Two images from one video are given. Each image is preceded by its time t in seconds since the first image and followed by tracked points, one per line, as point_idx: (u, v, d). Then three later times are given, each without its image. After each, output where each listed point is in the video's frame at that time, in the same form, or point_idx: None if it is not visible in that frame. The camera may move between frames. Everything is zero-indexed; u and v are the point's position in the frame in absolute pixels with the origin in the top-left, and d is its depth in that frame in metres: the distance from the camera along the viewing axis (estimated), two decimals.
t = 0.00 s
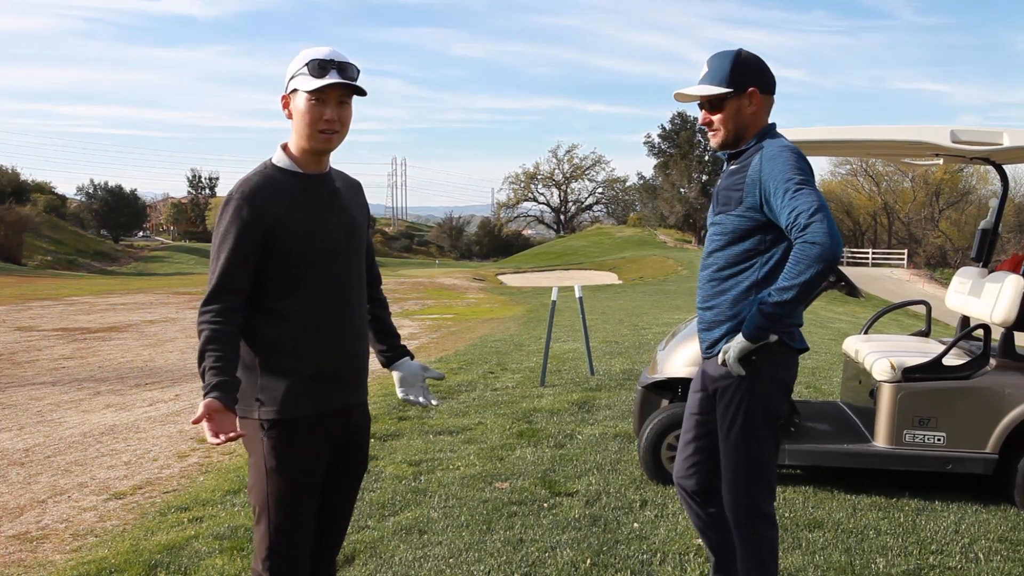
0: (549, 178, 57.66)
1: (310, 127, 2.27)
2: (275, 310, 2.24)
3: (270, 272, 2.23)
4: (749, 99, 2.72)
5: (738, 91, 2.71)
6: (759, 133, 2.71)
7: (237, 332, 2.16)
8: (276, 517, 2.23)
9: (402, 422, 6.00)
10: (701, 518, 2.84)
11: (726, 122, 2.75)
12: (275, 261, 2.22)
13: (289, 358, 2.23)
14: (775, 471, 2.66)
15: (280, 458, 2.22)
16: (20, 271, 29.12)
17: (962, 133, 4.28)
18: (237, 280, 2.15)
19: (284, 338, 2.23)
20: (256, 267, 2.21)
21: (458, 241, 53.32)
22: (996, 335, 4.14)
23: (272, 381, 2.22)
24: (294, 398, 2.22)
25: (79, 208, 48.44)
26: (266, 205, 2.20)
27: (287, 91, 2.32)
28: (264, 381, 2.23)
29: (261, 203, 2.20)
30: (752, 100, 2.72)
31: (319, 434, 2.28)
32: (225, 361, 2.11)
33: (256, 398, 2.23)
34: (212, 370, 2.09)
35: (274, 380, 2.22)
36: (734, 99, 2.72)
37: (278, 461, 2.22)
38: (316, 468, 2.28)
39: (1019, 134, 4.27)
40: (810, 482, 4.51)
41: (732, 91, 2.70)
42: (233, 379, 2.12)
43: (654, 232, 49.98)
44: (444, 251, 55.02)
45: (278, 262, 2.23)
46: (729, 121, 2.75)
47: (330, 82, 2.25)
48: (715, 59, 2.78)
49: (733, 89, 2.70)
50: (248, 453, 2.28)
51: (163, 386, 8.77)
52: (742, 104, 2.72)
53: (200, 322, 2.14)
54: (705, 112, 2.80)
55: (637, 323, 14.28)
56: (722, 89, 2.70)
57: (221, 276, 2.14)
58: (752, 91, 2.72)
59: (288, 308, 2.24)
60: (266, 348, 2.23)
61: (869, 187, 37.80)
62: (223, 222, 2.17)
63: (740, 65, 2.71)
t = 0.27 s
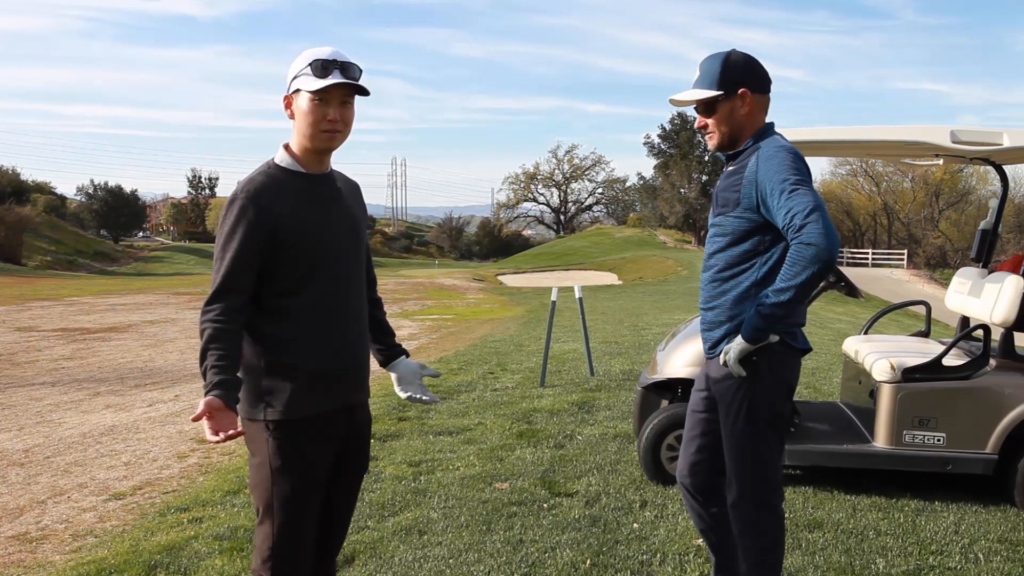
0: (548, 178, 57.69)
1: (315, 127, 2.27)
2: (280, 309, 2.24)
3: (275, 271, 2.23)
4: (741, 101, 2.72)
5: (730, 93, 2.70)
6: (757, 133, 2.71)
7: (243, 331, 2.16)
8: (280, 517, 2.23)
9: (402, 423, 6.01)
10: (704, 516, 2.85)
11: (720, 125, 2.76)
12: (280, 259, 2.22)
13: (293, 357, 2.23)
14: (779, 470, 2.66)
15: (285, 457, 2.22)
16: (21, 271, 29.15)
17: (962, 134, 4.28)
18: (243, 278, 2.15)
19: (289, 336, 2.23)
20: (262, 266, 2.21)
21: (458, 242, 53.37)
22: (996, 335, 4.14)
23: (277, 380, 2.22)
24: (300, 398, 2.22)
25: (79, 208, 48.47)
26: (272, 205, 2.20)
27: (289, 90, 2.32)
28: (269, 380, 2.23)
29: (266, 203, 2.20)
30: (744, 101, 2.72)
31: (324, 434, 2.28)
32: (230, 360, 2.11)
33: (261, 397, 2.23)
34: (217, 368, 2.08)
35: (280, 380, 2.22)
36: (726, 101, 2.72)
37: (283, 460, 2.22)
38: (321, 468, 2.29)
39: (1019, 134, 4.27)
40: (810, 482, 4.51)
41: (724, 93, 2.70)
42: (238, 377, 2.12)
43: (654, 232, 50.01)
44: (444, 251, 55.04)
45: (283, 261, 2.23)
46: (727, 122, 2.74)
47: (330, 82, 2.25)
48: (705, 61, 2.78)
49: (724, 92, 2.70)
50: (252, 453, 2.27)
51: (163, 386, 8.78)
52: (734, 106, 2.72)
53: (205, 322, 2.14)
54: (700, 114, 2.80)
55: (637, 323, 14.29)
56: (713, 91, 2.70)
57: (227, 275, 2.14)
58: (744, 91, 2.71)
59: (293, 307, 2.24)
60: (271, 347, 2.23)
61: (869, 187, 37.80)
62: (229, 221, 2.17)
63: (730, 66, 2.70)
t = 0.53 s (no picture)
0: (548, 178, 57.66)
1: (317, 126, 2.27)
2: (282, 308, 2.24)
3: (277, 271, 2.23)
4: (735, 103, 2.72)
5: (724, 96, 2.72)
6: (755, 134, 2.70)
7: (245, 330, 2.16)
8: (282, 517, 2.23)
9: (402, 422, 6.00)
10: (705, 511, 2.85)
11: (716, 128, 2.77)
12: (281, 259, 2.22)
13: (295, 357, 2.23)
14: (780, 467, 2.66)
15: (286, 456, 2.22)
16: (20, 271, 29.12)
17: (962, 134, 4.28)
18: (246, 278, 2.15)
19: (291, 336, 2.23)
20: (264, 267, 2.21)
21: (458, 242, 53.36)
22: (996, 334, 4.14)
23: (279, 380, 2.22)
24: (301, 398, 2.23)
25: (79, 208, 48.42)
26: (274, 205, 2.20)
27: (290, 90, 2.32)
28: (271, 379, 2.22)
29: (268, 203, 2.20)
30: (739, 103, 2.72)
31: (325, 434, 2.28)
32: (233, 359, 2.11)
33: (263, 397, 2.23)
34: (219, 368, 2.08)
35: (283, 380, 2.22)
36: (720, 104, 2.73)
37: (284, 459, 2.22)
38: (322, 468, 2.29)
39: (1019, 134, 4.27)
40: (810, 482, 4.51)
41: (717, 97, 2.72)
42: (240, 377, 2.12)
43: (654, 232, 49.99)
44: (444, 251, 55.01)
45: (285, 261, 2.23)
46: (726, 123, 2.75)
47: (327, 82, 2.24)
48: (700, 66, 2.79)
49: (717, 96, 2.71)
50: (253, 452, 2.27)
51: (163, 386, 8.77)
52: (729, 108, 2.73)
53: (207, 320, 2.14)
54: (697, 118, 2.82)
55: (636, 323, 14.28)
56: (706, 96, 2.72)
57: (230, 274, 2.14)
58: (737, 94, 2.72)
59: (295, 307, 2.25)
60: (273, 347, 2.23)
61: (869, 187, 37.78)
62: (232, 221, 2.17)
63: (722, 70, 2.71)
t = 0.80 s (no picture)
0: (548, 178, 57.67)
1: (316, 125, 2.27)
2: (283, 309, 2.24)
3: (278, 271, 2.23)
4: (739, 103, 2.72)
5: (727, 97, 2.72)
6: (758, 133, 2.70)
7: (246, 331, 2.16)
8: (282, 518, 2.23)
9: (402, 422, 6.01)
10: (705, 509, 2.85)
11: (721, 128, 2.78)
12: (283, 259, 2.22)
13: (296, 358, 2.24)
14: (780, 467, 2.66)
15: (286, 457, 2.22)
16: (21, 271, 29.15)
17: (962, 134, 4.28)
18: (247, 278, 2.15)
19: (292, 336, 2.24)
20: (264, 267, 2.21)
21: (458, 242, 53.40)
22: (996, 335, 4.14)
23: (279, 380, 2.22)
24: (302, 398, 2.23)
25: (79, 208, 48.45)
26: (276, 205, 2.20)
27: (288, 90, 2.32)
28: (271, 380, 2.22)
29: (269, 202, 2.20)
30: (744, 103, 2.72)
31: (325, 434, 2.28)
32: (233, 359, 2.11)
33: (263, 397, 2.23)
34: (221, 369, 2.08)
35: (283, 380, 2.22)
36: (724, 105, 2.74)
37: (284, 459, 2.22)
38: (322, 469, 2.29)
39: (1019, 135, 4.27)
40: (810, 482, 4.51)
41: (721, 99, 2.72)
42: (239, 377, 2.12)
43: (654, 232, 50.00)
44: (444, 251, 55.03)
45: (285, 261, 2.23)
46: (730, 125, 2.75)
47: (330, 83, 2.25)
48: (705, 67, 2.80)
49: (721, 97, 2.72)
50: (252, 453, 2.27)
51: (164, 386, 8.78)
52: (733, 109, 2.73)
53: (208, 321, 2.14)
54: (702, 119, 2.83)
55: (636, 323, 14.29)
56: (710, 98, 2.73)
57: (231, 274, 2.14)
58: (741, 94, 2.72)
59: (296, 307, 2.25)
60: (274, 347, 2.23)
61: (869, 187, 37.78)
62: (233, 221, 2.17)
63: (726, 70, 2.71)
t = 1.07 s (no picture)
0: (548, 178, 57.68)
1: (315, 126, 2.27)
2: (283, 309, 2.24)
3: (277, 272, 2.23)
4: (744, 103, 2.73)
5: (732, 98, 2.73)
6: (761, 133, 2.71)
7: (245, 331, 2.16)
8: (282, 519, 2.22)
9: (402, 422, 6.01)
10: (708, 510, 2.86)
11: (726, 129, 2.79)
12: (282, 260, 2.22)
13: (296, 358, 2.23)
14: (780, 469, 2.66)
15: (285, 457, 2.21)
16: (21, 271, 29.15)
17: (962, 134, 4.28)
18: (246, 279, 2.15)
19: (291, 337, 2.23)
20: (264, 267, 2.21)
21: (458, 242, 53.41)
22: (996, 334, 4.14)
23: (278, 380, 2.22)
24: (301, 399, 2.23)
25: (79, 208, 48.46)
26: (275, 206, 2.20)
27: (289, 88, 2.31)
28: (270, 380, 2.22)
29: (268, 202, 2.20)
30: (749, 103, 2.73)
31: (325, 435, 2.28)
32: (231, 360, 2.11)
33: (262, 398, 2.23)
34: (219, 369, 2.08)
35: (282, 381, 2.22)
36: (729, 106, 2.75)
37: (283, 460, 2.21)
38: (322, 469, 2.29)
39: (1019, 135, 4.27)
40: (810, 482, 4.51)
41: (726, 99, 2.73)
42: (238, 378, 2.12)
43: (654, 232, 50.01)
44: (444, 251, 55.04)
45: (285, 261, 2.23)
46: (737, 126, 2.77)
47: (332, 82, 2.25)
48: (712, 67, 2.81)
49: (726, 98, 2.73)
50: (252, 453, 2.27)
51: (164, 386, 8.78)
52: (738, 109, 2.74)
53: (207, 322, 2.14)
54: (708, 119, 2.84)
55: (636, 323, 14.30)
56: (715, 99, 2.74)
57: (230, 275, 2.14)
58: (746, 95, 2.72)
59: (295, 307, 2.25)
60: (274, 347, 2.23)
61: (869, 187, 37.77)
62: (232, 222, 2.17)
63: (730, 71, 2.72)
